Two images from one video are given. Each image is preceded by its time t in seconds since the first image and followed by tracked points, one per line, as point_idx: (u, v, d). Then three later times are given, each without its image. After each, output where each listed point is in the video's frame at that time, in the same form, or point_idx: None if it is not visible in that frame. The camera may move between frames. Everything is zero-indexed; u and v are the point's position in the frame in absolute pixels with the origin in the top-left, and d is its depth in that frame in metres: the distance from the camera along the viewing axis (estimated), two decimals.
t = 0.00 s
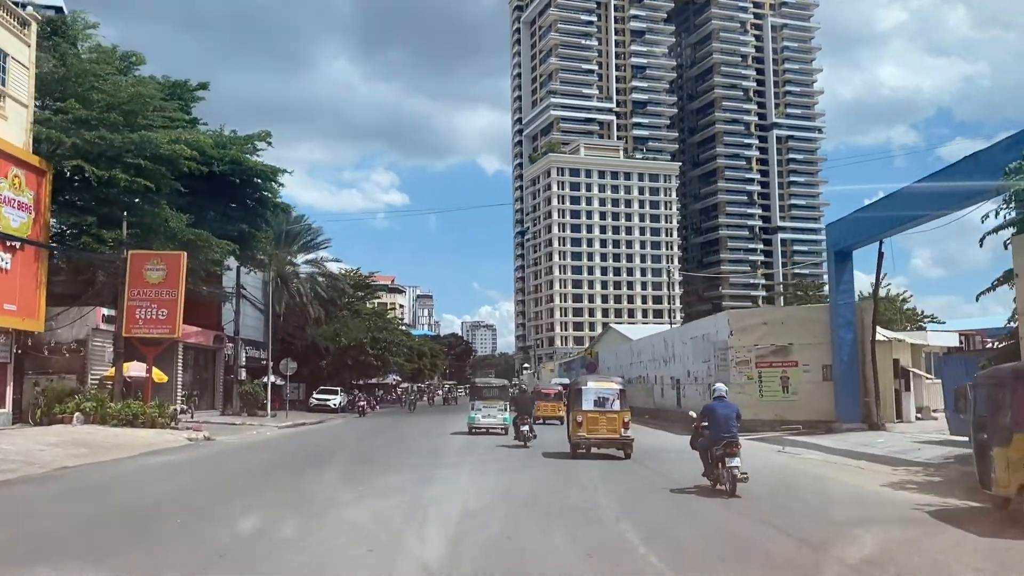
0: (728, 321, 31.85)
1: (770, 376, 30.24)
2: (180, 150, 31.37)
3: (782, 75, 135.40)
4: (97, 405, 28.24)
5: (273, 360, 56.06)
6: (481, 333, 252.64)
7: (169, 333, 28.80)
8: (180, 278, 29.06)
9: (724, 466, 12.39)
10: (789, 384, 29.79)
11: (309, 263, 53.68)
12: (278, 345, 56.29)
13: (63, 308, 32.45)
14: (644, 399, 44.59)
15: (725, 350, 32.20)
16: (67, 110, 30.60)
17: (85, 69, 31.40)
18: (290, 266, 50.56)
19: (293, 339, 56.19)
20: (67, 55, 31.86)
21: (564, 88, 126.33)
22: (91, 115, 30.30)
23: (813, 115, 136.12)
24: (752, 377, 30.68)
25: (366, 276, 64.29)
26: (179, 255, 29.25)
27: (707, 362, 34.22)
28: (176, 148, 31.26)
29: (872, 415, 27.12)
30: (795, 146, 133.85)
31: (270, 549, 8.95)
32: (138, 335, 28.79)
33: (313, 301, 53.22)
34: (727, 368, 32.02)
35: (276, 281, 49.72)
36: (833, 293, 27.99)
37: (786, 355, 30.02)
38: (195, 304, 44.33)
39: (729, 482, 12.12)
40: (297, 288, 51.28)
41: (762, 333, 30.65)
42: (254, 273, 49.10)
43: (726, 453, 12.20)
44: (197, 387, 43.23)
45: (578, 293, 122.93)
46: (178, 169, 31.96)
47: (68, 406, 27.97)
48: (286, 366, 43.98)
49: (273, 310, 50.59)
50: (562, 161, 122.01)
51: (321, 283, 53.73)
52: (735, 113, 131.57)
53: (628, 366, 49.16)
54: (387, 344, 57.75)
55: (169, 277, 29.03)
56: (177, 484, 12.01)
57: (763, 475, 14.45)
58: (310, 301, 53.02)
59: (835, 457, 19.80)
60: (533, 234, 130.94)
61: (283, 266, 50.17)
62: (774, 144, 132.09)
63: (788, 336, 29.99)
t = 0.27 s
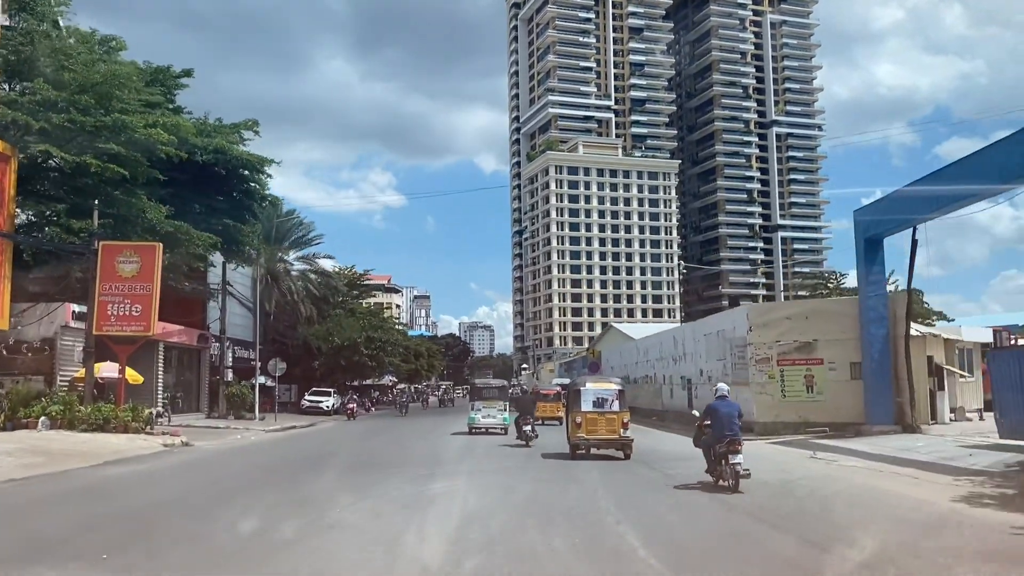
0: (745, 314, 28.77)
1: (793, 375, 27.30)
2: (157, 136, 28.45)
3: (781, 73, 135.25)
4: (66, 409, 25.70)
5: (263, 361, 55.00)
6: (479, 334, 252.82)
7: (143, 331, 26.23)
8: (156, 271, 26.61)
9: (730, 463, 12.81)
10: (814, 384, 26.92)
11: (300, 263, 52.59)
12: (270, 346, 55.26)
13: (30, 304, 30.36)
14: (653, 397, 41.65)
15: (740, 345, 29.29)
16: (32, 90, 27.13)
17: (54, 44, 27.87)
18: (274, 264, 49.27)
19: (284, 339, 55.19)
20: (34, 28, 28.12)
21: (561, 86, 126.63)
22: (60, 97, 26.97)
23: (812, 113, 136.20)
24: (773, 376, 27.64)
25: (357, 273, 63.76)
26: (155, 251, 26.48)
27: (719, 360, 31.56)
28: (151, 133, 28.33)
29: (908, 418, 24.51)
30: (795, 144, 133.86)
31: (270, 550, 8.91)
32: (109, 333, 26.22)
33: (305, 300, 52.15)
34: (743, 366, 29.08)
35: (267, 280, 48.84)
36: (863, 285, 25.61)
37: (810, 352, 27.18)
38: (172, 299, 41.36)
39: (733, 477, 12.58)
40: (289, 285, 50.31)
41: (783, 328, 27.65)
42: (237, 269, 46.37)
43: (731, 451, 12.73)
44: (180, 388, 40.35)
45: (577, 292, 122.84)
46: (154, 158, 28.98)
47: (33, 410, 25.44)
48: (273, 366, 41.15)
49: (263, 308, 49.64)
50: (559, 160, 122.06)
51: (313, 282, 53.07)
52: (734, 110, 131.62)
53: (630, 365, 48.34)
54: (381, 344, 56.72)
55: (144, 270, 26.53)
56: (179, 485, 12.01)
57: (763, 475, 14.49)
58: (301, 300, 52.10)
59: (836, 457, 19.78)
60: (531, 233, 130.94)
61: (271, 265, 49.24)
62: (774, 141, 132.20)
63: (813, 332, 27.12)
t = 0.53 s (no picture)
0: (766, 307, 26.32)
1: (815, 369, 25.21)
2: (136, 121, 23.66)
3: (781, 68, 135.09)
4: (30, 410, 23.78)
5: (254, 360, 53.62)
6: (476, 332, 252.89)
7: (117, 322, 25.03)
8: (128, 262, 25.12)
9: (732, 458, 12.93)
10: (843, 380, 24.88)
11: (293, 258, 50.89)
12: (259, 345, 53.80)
13: None
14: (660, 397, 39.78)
15: (762, 340, 26.90)
16: None
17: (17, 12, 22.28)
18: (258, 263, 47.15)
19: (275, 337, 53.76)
20: None
21: (560, 82, 126.39)
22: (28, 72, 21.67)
23: (812, 109, 136.17)
24: (798, 373, 25.33)
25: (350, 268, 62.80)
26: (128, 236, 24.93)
27: (734, 354, 29.44)
28: (133, 118, 23.59)
29: (948, 420, 22.95)
30: (795, 141, 133.75)
31: (273, 550, 8.88)
32: (79, 328, 24.96)
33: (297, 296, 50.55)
34: (763, 362, 26.78)
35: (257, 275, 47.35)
36: (897, 271, 23.65)
37: (838, 347, 25.08)
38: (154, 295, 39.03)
39: (736, 470, 12.76)
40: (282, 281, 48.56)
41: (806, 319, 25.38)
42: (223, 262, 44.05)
43: (732, 447, 12.88)
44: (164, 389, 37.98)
45: (576, 290, 122.88)
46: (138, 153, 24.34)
47: None
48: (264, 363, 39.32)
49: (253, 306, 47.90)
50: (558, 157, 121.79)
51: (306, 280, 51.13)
52: (734, 106, 130.44)
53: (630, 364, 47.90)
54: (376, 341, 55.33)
55: (116, 260, 25.06)
56: (178, 483, 11.97)
57: (764, 471, 14.48)
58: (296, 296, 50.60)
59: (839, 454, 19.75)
60: (529, 231, 130.85)
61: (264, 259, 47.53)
62: (774, 138, 132.07)
63: (841, 325, 25.01)
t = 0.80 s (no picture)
0: (788, 301, 24.05)
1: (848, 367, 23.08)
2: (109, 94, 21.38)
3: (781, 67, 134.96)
4: None
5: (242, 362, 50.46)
6: (475, 332, 252.75)
7: (83, 321, 22.71)
8: (97, 255, 22.68)
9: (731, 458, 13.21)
10: (876, 380, 22.79)
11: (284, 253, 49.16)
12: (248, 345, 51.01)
13: None
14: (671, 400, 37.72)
15: (783, 337, 24.78)
16: None
17: None
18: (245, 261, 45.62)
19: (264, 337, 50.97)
20: None
21: (559, 80, 125.91)
22: None
23: (812, 107, 136.04)
24: (828, 373, 23.12)
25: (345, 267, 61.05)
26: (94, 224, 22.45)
27: (752, 353, 27.28)
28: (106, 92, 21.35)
29: (997, 422, 20.94)
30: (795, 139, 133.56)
31: (275, 551, 8.87)
32: (42, 324, 22.66)
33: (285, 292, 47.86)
34: (785, 359, 24.68)
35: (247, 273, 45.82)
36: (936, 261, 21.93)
37: (872, 344, 22.99)
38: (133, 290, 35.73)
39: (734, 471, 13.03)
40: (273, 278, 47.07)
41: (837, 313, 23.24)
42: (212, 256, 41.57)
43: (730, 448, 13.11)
44: (146, 391, 34.52)
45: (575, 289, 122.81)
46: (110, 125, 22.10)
47: None
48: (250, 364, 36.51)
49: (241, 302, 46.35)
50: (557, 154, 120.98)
51: (297, 276, 49.31)
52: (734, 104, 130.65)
53: (630, 364, 46.92)
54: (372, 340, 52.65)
55: (83, 250, 22.62)
56: (181, 485, 11.93)
57: (765, 472, 14.49)
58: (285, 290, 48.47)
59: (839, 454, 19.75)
60: (528, 230, 130.66)
61: (254, 255, 46.10)
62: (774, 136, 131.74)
63: (874, 319, 22.98)
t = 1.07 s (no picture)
0: (821, 292, 22.32)
1: (887, 366, 21.33)
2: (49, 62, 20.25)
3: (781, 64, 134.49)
4: None
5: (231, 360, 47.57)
6: (473, 333, 252.57)
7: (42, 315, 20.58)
8: (60, 236, 20.65)
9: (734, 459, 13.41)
10: (918, 378, 21.04)
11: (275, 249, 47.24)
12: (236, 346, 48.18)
13: None
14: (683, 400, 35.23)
15: (812, 331, 23.04)
16: None
17: None
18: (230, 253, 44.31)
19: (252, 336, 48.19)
20: None
21: (558, 77, 125.46)
22: None
23: (812, 105, 135.69)
24: (863, 370, 21.41)
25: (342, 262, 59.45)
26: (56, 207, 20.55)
27: (777, 349, 25.53)
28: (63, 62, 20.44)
29: None
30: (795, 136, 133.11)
31: (274, 549, 8.86)
32: None
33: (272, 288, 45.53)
34: (814, 357, 22.93)
35: (235, 268, 44.58)
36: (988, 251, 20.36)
37: (913, 339, 21.19)
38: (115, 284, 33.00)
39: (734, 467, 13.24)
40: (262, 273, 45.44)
41: (877, 307, 21.49)
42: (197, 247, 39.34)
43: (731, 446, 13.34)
44: (125, 391, 31.29)
45: (575, 288, 122.48)
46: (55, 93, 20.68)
47: None
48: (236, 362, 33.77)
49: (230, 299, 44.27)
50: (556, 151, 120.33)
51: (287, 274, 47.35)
52: (734, 102, 130.14)
53: (635, 362, 45.21)
54: (368, 338, 49.82)
55: (42, 236, 20.62)
56: (183, 483, 11.87)
57: (765, 473, 14.42)
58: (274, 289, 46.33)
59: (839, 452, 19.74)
60: (527, 228, 130.36)
61: (244, 252, 44.85)
62: (774, 134, 131.02)
63: (915, 312, 21.20)
